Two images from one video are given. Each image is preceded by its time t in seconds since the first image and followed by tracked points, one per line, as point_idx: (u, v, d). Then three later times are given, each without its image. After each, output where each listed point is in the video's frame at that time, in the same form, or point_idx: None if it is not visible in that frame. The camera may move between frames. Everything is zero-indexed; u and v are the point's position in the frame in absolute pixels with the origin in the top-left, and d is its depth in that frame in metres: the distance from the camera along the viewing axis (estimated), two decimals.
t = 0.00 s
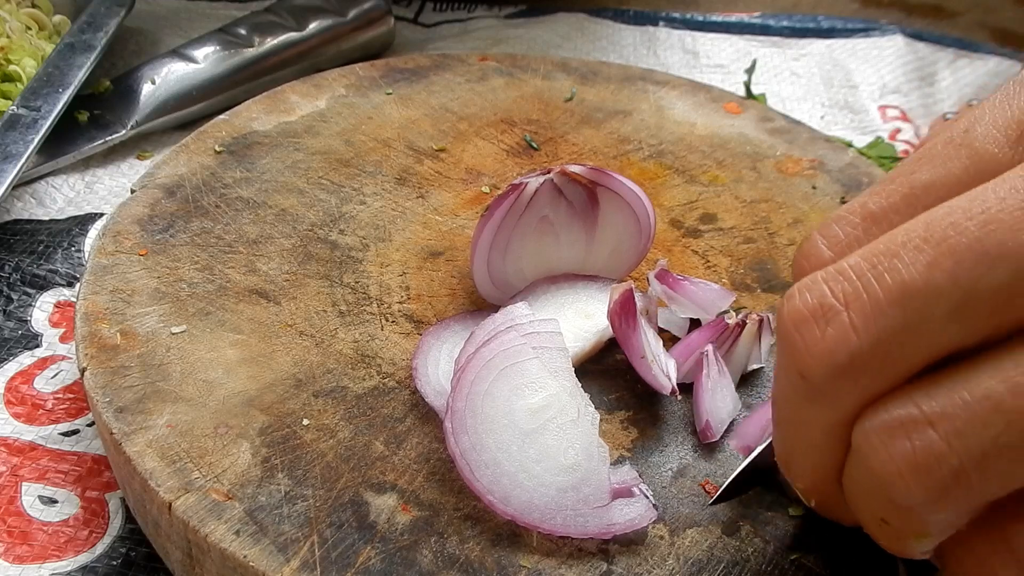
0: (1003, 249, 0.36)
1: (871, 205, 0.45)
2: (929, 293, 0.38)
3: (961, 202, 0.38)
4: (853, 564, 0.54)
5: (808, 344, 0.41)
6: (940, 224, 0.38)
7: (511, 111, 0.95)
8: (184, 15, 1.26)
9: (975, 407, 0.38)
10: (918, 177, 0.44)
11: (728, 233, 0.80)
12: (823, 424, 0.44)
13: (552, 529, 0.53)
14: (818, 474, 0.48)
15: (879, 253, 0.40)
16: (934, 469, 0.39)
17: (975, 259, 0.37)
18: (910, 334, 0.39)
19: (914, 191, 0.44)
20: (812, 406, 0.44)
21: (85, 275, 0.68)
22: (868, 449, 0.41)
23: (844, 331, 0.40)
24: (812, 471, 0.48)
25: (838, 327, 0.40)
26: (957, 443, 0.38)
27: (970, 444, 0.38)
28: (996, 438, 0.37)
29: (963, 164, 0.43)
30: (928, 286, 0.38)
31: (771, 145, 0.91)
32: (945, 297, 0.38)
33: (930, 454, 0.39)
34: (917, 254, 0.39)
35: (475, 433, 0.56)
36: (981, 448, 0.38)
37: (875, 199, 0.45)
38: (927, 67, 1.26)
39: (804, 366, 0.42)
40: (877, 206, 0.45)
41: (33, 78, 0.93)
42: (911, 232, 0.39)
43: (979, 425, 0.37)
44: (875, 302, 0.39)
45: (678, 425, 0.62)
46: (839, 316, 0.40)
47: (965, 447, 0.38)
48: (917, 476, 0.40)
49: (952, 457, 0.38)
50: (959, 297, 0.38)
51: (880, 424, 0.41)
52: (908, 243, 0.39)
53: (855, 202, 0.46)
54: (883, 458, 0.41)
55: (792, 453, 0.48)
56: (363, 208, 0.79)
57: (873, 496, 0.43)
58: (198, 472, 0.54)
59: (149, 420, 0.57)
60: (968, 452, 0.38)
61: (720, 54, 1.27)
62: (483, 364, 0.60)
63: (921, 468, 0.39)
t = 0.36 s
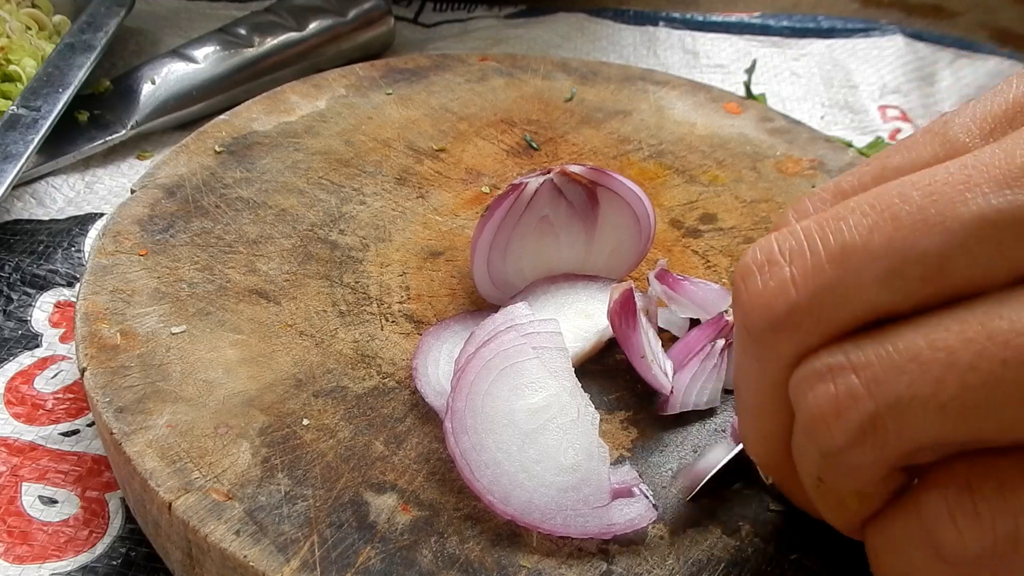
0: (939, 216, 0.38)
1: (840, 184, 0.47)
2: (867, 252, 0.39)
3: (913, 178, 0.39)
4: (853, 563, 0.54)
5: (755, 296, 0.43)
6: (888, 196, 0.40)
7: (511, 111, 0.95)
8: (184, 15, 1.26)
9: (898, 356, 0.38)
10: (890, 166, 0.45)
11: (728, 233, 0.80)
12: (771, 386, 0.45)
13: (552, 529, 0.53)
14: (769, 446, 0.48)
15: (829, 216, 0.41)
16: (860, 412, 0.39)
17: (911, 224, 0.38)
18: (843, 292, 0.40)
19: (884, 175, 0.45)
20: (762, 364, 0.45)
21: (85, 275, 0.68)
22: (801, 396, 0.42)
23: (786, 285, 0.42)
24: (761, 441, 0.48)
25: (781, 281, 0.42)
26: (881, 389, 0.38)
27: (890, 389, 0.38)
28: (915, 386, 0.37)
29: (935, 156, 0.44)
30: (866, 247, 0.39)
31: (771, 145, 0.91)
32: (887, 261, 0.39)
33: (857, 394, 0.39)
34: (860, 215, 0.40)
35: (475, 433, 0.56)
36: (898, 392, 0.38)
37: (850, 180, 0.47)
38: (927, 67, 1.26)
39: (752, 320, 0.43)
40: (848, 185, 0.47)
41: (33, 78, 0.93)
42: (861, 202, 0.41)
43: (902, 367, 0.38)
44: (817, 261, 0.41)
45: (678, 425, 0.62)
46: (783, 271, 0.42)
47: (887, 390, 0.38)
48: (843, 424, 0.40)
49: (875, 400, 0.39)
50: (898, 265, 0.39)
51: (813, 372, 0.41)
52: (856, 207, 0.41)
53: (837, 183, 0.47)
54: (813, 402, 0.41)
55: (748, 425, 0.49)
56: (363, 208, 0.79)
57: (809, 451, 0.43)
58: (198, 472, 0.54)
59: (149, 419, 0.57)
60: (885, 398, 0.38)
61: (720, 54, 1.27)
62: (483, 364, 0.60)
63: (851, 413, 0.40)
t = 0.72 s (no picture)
0: (981, 228, 0.38)
1: (860, 208, 0.46)
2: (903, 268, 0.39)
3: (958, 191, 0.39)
4: (852, 565, 0.54)
5: (794, 310, 0.42)
6: (935, 208, 0.40)
7: (511, 111, 0.95)
8: (184, 15, 1.26)
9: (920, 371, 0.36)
10: (908, 185, 0.45)
11: (728, 233, 0.80)
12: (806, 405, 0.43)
13: (552, 529, 0.53)
14: (806, 470, 0.46)
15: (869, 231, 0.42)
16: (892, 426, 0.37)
17: (953, 238, 0.38)
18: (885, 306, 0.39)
19: (912, 198, 0.45)
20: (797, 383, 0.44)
21: (85, 275, 0.68)
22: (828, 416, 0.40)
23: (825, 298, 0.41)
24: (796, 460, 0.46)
25: (819, 293, 0.42)
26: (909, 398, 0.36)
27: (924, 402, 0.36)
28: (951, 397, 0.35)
29: (953, 168, 0.44)
30: (905, 259, 0.39)
31: (771, 145, 0.91)
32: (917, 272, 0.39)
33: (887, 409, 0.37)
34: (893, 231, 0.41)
35: (475, 433, 0.56)
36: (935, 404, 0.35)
37: (863, 199, 0.46)
38: (927, 67, 1.26)
39: (791, 334, 0.43)
40: (868, 210, 0.46)
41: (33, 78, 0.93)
42: (903, 214, 0.41)
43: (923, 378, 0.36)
44: (857, 273, 0.41)
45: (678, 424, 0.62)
46: (821, 285, 0.42)
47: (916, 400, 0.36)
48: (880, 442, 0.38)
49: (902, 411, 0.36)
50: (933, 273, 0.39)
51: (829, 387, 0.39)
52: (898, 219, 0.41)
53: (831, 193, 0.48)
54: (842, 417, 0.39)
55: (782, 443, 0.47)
56: (364, 208, 0.79)
57: (843, 478, 0.41)
58: (198, 472, 0.54)
59: (149, 419, 0.57)
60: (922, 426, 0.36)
61: (720, 54, 1.27)
62: (482, 364, 0.60)
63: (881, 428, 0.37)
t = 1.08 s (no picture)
0: (957, 234, 0.42)
1: (861, 196, 0.50)
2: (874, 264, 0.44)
3: (942, 196, 0.44)
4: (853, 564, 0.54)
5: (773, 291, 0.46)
6: (918, 208, 0.44)
7: (511, 111, 0.95)
8: (184, 15, 1.26)
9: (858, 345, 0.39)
10: (908, 178, 0.49)
11: (728, 233, 0.80)
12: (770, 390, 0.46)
13: (552, 529, 0.53)
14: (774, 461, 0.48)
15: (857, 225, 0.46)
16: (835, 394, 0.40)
17: (931, 240, 0.43)
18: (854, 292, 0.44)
19: (912, 190, 0.48)
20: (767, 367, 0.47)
21: (85, 275, 0.68)
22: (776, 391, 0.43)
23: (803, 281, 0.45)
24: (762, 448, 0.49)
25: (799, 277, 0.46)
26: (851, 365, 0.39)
27: (864, 370, 0.39)
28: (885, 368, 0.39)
29: (953, 168, 0.47)
30: (885, 252, 0.44)
31: (771, 145, 0.91)
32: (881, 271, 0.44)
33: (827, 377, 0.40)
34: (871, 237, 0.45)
35: (475, 433, 0.56)
36: (873, 372, 0.39)
37: (865, 188, 0.50)
38: (927, 67, 1.26)
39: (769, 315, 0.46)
40: (868, 199, 0.50)
41: (33, 78, 0.93)
42: (891, 215, 0.45)
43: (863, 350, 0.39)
44: (837, 265, 0.45)
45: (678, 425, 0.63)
46: (804, 269, 0.46)
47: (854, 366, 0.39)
48: (821, 412, 0.40)
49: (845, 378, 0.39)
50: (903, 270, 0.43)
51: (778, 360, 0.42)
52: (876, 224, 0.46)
53: (836, 181, 0.52)
54: (787, 384, 0.42)
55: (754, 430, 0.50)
56: (364, 208, 0.79)
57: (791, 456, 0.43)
58: (198, 472, 0.54)
59: (149, 420, 0.57)
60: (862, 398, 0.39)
61: (720, 54, 1.27)
62: (482, 364, 0.60)
63: (823, 395, 0.40)
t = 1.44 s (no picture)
0: (1010, 247, 0.40)
1: (902, 187, 0.48)
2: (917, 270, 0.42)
3: (990, 202, 0.42)
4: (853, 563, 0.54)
5: (810, 284, 0.44)
6: (965, 214, 0.43)
7: (510, 111, 0.95)
8: (184, 15, 1.26)
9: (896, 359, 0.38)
10: (952, 174, 0.47)
11: (727, 233, 0.80)
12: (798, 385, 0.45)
13: (552, 529, 0.53)
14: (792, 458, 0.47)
15: (900, 224, 0.44)
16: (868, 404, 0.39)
17: (979, 251, 0.41)
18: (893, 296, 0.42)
19: (955, 186, 0.47)
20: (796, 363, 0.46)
21: (85, 275, 0.68)
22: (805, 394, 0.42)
23: (842, 279, 0.44)
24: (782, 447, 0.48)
25: (838, 275, 0.44)
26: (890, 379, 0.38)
27: (903, 384, 0.38)
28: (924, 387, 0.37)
29: (1001, 168, 0.46)
30: (930, 256, 0.42)
31: (771, 145, 0.91)
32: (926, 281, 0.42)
33: (863, 388, 0.39)
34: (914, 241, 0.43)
35: (475, 433, 0.56)
36: (912, 388, 0.38)
37: (907, 180, 0.48)
38: (927, 67, 1.26)
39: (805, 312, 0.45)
40: (909, 190, 0.48)
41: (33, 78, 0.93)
42: (935, 217, 0.43)
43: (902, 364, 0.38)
44: (877, 265, 0.43)
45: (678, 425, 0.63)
46: (843, 258, 0.44)
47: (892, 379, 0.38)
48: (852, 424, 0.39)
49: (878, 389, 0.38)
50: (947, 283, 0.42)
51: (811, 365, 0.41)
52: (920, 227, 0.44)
53: (875, 171, 0.50)
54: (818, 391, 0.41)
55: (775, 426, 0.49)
56: (364, 208, 0.79)
57: (811, 460, 0.43)
58: (198, 472, 0.54)
59: (149, 419, 0.57)
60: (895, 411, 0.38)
61: (720, 54, 1.27)
62: (483, 364, 0.60)
63: (855, 407, 0.39)
